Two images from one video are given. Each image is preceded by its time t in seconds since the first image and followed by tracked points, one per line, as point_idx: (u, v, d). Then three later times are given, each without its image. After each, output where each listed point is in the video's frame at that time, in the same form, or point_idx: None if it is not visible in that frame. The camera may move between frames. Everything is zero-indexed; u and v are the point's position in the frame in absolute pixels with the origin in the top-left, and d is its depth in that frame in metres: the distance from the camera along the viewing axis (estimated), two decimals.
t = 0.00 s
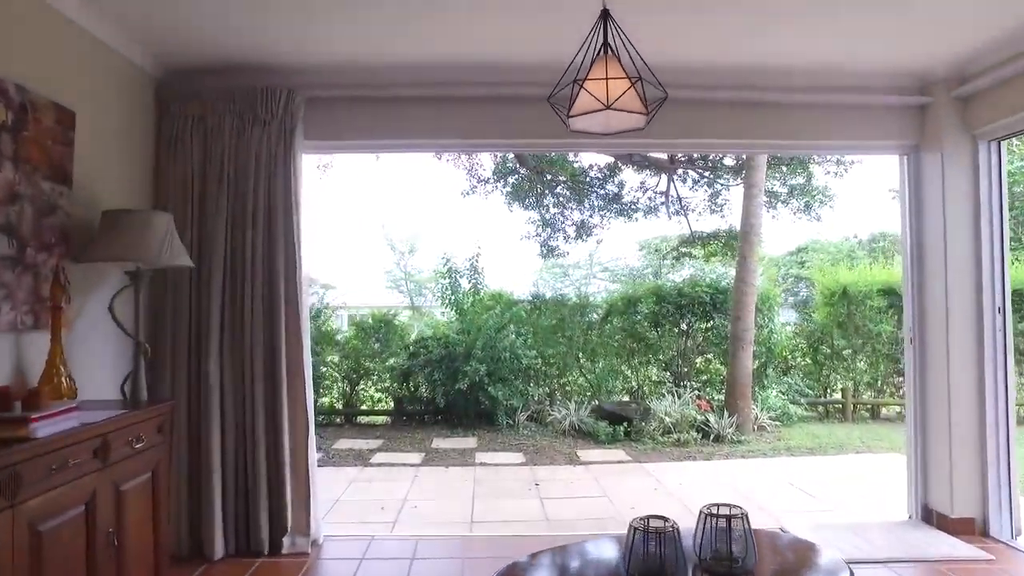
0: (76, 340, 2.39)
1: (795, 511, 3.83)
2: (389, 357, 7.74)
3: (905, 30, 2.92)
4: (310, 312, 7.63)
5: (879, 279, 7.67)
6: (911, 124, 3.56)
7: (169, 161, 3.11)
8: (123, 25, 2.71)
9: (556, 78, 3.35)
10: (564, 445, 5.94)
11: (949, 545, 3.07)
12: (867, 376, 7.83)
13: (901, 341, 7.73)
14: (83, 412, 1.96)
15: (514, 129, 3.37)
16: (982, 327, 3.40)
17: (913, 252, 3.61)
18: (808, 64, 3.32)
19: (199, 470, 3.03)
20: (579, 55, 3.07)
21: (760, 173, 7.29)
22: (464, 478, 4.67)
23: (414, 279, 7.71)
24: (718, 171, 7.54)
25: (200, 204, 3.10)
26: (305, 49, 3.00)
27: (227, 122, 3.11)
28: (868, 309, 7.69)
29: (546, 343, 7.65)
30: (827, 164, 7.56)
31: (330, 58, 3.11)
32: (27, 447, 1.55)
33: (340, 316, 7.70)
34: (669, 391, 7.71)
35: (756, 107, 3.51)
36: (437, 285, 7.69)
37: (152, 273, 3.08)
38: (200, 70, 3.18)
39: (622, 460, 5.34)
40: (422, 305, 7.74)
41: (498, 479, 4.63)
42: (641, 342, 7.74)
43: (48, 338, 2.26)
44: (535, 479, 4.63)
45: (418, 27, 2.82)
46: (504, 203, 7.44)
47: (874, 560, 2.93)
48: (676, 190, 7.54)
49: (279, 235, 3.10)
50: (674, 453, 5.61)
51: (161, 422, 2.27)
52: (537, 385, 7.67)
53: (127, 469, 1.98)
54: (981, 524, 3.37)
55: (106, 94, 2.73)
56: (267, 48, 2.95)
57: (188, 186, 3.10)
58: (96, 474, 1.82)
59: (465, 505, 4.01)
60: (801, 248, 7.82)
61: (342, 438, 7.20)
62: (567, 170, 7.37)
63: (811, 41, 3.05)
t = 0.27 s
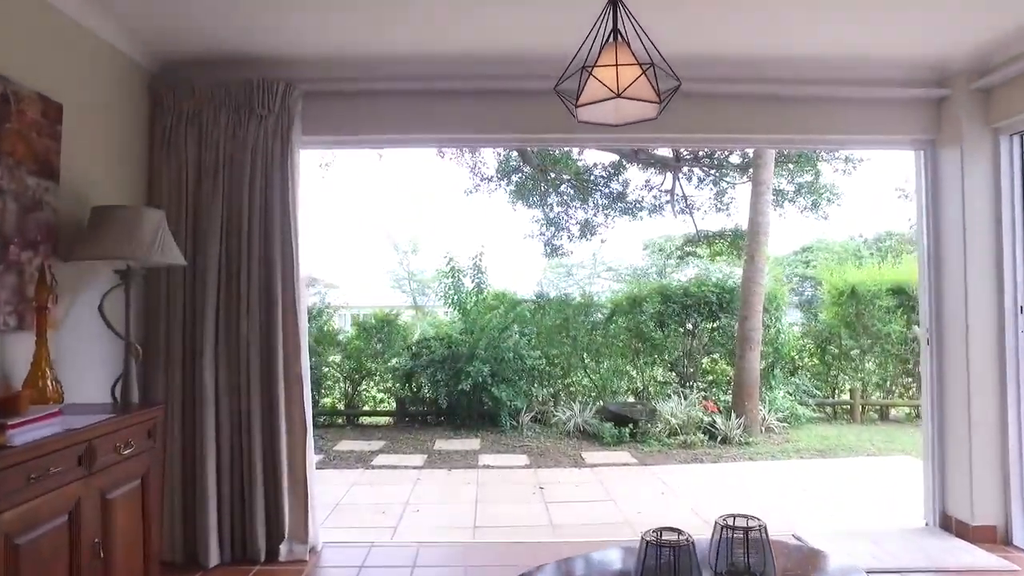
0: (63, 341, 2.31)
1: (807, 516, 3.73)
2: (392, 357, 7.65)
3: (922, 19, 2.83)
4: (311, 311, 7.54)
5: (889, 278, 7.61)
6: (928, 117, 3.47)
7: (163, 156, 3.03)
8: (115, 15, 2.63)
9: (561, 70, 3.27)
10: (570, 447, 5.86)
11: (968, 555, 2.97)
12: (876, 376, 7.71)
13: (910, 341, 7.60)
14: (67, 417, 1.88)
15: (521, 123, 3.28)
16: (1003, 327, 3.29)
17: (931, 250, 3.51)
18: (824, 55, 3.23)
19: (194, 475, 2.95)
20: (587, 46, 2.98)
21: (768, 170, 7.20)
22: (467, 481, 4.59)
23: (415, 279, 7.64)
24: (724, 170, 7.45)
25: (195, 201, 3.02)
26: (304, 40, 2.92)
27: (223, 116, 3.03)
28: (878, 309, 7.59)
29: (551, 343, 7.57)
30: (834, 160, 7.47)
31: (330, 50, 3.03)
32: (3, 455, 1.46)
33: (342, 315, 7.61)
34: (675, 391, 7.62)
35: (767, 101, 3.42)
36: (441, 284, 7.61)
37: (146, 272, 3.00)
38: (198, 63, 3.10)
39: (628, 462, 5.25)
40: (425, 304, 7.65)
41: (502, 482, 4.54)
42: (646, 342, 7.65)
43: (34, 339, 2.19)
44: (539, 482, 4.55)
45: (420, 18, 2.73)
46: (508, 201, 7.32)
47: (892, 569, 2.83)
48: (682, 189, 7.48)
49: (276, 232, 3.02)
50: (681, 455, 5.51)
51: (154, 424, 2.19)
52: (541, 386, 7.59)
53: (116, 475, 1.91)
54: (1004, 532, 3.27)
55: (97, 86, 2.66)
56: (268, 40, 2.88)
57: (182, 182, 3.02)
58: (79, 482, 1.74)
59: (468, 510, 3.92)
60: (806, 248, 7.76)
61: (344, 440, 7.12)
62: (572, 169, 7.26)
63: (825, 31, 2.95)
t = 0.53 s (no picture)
0: (48, 340, 2.21)
1: (824, 522, 3.63)
2: (394, 357, 7.56)
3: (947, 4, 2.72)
4: (313, 311, 7.44)
5: (899, 276, 7.45)
6: (950, 107, 3.36)
7: (158, 149, 2.94)
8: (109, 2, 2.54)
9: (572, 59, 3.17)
10: (576, 448, 5.76)
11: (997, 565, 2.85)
12: (886, 377, 7.58)
13: (922, 341, 7.50)
14: (49, 421, 1.78)
15: (530, 114, 3.19)
16: None
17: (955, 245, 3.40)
18: (842, 42, 3.13)
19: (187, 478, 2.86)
20: (599, 33, 2.89)
21: (776, 167, 7.07)
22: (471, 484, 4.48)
23: (419, 278, 7.53)
24: (730, 167, 7.33)
25: (190, 196, 2.93)
26: (306, 28, 2.83)
27: (219, 108, 2.94)
28: (888, 309, 7.46)
29: (556, 343, 7.47)
30: (844, 157, 7.34)
31: (333, 38, 2.94)
32: None
33: (344, 315, 7.51)
34: (683, 391, 7.51)
35: (782, 92, 3.33)
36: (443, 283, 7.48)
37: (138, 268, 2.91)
38: (197, 52, 3.02)
39: (636, 464, 5.15)
40: (428, 304, 7.55)
41: (507, 485, 4.43)
42: (653, 342, 7.55)
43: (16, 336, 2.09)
44: (544, 485, 4.44)
45: (426, 4, 2.64)
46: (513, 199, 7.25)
47: None
48: (689, 187, 7.35)
49: (273, 227, 2.92)
50: (690, 457, 5.40)
51: (144, 430, 2.11)
52: (546, 387, 7.48)
53: (102, 482, 1.81)
54: None
55: (87, 76, 2.56)
56: (269, 27, 2.79)
57: (177, 176, 2.93)
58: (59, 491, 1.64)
59: (473, 514, 3.82)
60: (811, 248, 7.62)
61: (347, 440, 7.02)
62: (576, 166, 7.17)
63: (844, 17, 2.86)
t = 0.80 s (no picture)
0: (23, 345, 2.10)
1: (842, 532, 3.51)
2: (397, 359, 7.45)
3: None
4: (313, 311, 7.32)
5: (910, 275, 7.35)
6: (974, 99, 3.26)
7: (148, 144, 2.83)
8: None
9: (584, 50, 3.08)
10: (583, 451, 5.66)
11: None
12: (896, 378, 7.45)
13: (933, 342, 7.35)
14: (25, 433, 1.66)
15: (543, 106, 3.11)
16: None
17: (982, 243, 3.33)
18: (863, 31, 3.04)
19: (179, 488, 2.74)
20: (612, 20, 2.79)
21: (785, 165, 6.93)
22: (473, 491, 4.34)
23: (421, 278, 7.42)
24: (736, 166, 7.18)
25: (183, 192, 2.83)
26: (309, 18, 2.73)
27: (212, 100, 2.83)
28: (898, 309, 7.33)
29: (562, 344, 7.37)
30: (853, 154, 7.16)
31: (337, 28, 2.85)
32: None
33: (344, 316, 7.38)
34: (690, 394, 7.39)
35: (800, 84, 3.23)
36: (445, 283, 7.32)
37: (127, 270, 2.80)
38: (194, 43, 2.93)
39: (644, 468, 5.03)
40: (431, 304, 7.44)
41: (513, 491, 4.32)
42: (658, 343, 7.43)
43: None
44: (550, 491, 4.32)
45: None
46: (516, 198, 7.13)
47: None
48: (695, 186, 7.24)
49: (269, 224, 2.81)
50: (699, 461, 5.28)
51: (131, 439, 2.00)
52: (551, 389, 7.38)
53: (85, 496, 1.71)
54: None
55: (72, 67, 2.45)
56: (273, 16, 2.70)
57: (168, 172, 2.82)
58: (32, 509, 1.52)
59: (478, 522, 3.71)
60: (817, 247, 7.51)
61: (349, 444, 6.90)
62: (579, 165, 7.03)
63: (866, 5, 2.76)
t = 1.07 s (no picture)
0: None
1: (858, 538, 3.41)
2: (398, 359, 7.37)
3: None
4: (312, 312, 7.21)
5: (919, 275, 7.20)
6: (992, 91, 3.17)
7: (137, 140, 2.74)
8: None
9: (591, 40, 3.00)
10: (587, 453, 5.57)
11: None
12: (905, 380, 7.32)
13: (943, 343, 7.17)
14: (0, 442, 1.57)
15: (550, 99, 3.03)
16: None
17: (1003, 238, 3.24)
18: (883, 20, 2.95)
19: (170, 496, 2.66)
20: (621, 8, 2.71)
21: (793, 163, 6.85)
22: (476, 496, 4.24)
23: (423, 277, 7.29)
24: (742, 165, 6.98)
25: (173, 188, 2.73)
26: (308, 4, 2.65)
27: (204, 93, 2.74)
28: (906, 309, 7.23)
29: (565, 345, 7.29)
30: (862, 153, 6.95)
31: (337, 15, 2.76)
32: None
33: (344, 315, 7.28)
34: (695, 395, 7.28)
35: (813, 75, 3.15)
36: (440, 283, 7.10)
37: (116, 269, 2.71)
38: (189, 30, 2.85)
39: (649, 472, 4.93)
40: (432, 304, 7.35)
41: (516, 496, 4.22)
42: (662, 343, 7.37)
43: None
44: (555, 496, 4.21)
45: None
46: (518, 197, 6.98)
47: None
48: (699, 184, 7.03)
49: (262, 220, 2.72)
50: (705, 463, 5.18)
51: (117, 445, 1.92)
52: (554, 390, 7.30)
53: (62, 510, 1.62)
54: None
55: (53, 58, 2.36)
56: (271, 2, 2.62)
57: (158, 168, 2.73)
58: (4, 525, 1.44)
59: (480, 528, 3.61)
60: (823, 245, 7.30)
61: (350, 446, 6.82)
62: (581, 163, 6.87)
63: None
